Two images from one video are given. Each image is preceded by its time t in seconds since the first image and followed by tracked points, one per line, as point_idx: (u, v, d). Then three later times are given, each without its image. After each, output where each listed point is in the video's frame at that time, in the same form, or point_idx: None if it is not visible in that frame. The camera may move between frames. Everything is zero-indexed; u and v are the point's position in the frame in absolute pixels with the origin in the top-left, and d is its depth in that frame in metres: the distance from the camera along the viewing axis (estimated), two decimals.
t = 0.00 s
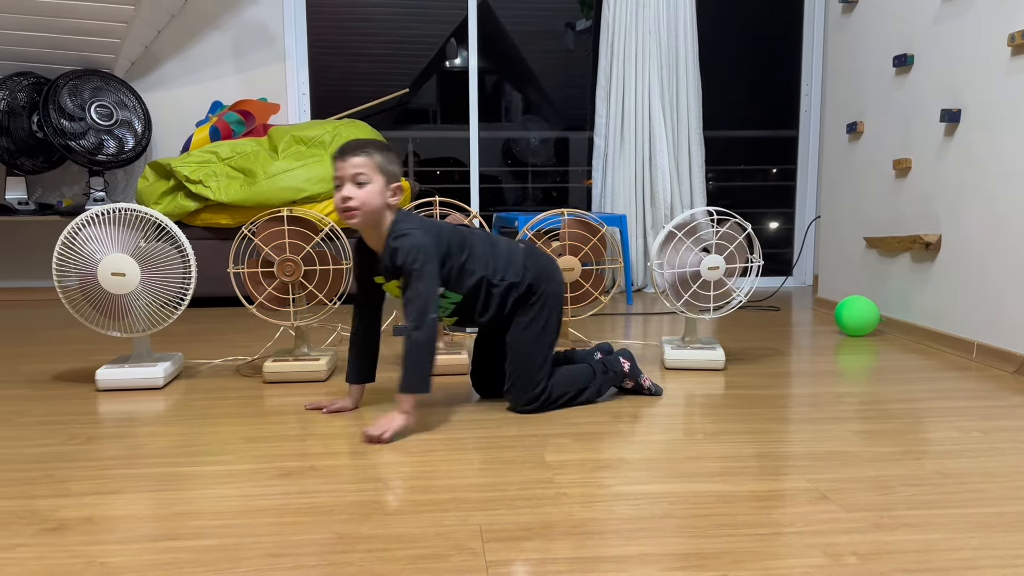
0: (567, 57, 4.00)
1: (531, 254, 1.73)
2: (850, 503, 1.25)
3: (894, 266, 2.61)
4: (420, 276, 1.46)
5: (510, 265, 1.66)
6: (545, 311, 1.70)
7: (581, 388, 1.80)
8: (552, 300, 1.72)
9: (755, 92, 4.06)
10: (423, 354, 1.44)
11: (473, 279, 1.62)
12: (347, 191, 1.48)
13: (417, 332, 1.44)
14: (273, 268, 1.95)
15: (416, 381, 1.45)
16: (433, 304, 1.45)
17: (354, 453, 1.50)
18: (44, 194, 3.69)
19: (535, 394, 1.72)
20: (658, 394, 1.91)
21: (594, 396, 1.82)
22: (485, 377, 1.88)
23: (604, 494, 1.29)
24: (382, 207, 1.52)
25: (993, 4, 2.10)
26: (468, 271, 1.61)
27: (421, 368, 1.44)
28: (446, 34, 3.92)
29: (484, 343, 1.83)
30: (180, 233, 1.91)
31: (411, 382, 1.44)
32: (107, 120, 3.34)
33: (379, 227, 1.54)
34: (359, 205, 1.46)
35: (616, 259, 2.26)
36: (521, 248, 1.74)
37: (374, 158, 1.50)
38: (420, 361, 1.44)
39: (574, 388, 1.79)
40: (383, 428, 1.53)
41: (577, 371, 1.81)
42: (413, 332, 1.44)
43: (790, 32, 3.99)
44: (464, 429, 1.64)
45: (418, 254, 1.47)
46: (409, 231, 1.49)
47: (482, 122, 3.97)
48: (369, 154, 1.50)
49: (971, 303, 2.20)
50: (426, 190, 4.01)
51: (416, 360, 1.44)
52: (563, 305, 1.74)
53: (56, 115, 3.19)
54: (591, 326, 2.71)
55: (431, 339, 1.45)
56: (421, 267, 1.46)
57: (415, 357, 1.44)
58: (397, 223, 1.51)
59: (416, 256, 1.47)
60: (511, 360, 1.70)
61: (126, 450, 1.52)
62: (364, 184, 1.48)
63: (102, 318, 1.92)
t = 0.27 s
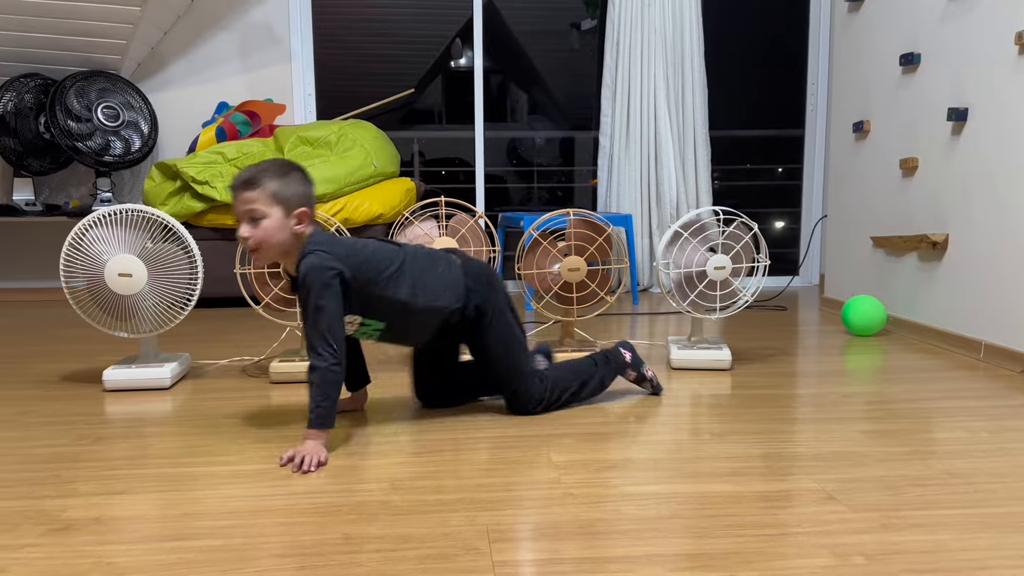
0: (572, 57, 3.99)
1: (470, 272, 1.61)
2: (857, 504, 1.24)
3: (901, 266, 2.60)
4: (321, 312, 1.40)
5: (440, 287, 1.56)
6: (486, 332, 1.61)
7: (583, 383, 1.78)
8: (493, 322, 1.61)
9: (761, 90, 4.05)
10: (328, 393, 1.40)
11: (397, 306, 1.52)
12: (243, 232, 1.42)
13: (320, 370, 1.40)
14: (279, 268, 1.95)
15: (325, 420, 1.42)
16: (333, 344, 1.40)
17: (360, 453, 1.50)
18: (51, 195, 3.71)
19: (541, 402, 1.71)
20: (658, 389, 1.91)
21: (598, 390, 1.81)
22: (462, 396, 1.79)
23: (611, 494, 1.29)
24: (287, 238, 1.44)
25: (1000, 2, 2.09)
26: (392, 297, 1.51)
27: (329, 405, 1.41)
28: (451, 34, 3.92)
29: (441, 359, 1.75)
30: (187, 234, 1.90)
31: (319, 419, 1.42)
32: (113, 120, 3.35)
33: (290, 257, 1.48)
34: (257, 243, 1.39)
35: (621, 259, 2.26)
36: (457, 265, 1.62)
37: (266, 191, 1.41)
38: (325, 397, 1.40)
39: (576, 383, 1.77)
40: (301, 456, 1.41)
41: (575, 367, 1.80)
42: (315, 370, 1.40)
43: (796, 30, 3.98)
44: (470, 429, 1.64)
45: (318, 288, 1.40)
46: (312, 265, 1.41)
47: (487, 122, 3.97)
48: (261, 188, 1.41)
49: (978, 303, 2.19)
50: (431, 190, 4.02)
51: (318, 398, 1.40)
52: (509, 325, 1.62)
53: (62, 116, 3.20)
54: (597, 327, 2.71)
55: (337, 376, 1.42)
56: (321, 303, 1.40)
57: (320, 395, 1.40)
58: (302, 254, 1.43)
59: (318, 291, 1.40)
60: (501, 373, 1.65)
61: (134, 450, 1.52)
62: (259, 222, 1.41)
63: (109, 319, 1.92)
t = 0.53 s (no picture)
0: (579, 57, 3.99)
1: (421, 274, 1.58)
2: (867, 505, 1.24)
3: (910, 266, 2.59)
4: (287, 315, 1.34)
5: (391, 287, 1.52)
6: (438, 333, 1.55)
7: (518, 389, 1.67)
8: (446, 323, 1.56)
9: (769, 89, 4.04)
10: (314, 395, 1.37)
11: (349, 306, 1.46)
12: (181, 247, 1.33)
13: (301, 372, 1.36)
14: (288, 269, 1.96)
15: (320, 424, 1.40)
16: (307, 344, 1.35)
17: (369, 454, 1.50)
18: (60, 196, 3.72)
19: (474, 416, 1.58)
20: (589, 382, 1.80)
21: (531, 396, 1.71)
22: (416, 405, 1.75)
23: (619, 495, 1.29)
24: (229, 244, 1.35)
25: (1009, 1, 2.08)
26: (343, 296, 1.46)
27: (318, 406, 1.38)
28: (458, 34, 3.92)
29: (382, 367, 1.69)
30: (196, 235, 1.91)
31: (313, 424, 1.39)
32: (122, 122, 3.37)
33: (236, 263, 1.40)
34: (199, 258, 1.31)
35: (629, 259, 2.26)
36: (408, 264, 1.59)
37: (193, 199, 1.30)
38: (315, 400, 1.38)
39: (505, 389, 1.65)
40: (310, 457, 1.41)
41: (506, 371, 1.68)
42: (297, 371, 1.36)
43: (804, 30, 3.97)
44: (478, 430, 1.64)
45: (278, 290, 1.34)
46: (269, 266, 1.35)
47: (494, 122, 3.97)
48: (188, 197, 1.30)
49: (988, 303, 2.18)
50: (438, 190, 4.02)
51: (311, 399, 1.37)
52: (457, 327, 1.57)
53: (71, 117, 3.22)
54: (604, 327, 2.71)
55: (316, 379, 1.37)
56: (285, 305, 1.34)
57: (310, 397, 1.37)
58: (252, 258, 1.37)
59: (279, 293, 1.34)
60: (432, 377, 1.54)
61: (144, 451, 1.53)
62: (195, 233, 1.31)
63: (119, 319, 1.93)
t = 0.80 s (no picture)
0: (585, 56, 3.99)
1: (340, 277, 1.50)
2: (875, 505, 1.24)
3: (918, 266, 2.58)
4: (227, 346, 1.28)
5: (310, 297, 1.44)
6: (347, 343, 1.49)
7: (366, 419, 1.56)
8: (364, 326, 1.50)
9: (777, 88, 4.03)
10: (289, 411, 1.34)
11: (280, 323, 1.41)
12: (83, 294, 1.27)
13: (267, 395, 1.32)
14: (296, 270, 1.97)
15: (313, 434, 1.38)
16: (262, 366, 1.30)
17: (377, 454, 1.50)
18: (68, 197, 3.73)
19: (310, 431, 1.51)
20: (466, 418, 1.71)
21: (382, 430, 1.60)
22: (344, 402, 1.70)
23: (627, 496, 1.29)
24: (129, 283, 1.29)
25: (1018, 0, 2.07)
26: (271, 312, 1.39)
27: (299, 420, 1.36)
28: (464, 35, 3.92)
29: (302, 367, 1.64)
30: (204, 236, 1.92)
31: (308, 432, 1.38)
32: (130, 122, 3.38)
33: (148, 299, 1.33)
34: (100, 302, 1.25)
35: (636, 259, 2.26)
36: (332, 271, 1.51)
37: (80, 247, 1.23)
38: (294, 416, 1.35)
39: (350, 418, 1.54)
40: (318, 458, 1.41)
41: (362, 397, 1.57)
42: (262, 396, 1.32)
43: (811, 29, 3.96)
44: (486, 431, 1.64)
45: (208, 325, 1.28)
46: (194, 302, 1.28)
47: (501, 122, 3.99)
48: (73, 246, 1.23)
49: (997, 303, 2.17)
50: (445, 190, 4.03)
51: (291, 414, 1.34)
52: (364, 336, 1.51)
53: (80, 118, 3.23)
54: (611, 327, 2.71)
55: (283, 398, 1.33)
56: (220, 340, 1.28)
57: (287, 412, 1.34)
58: (172, 291, 1.30)
59: (212, 326, 1.28)
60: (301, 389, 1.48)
61: (153, 451, 1.53)
62: (91, 280, 1.25)
63: (127, 319, 1.92)
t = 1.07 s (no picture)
0: (591, 56, 3.98)
1: (287, 305, 1.50)
2: (881, 505, 1.23)
3: (924, 264, 2.57)
4: (155, 338, 1.18)
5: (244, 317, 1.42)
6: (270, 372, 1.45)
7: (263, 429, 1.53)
8: (299, 358, 1.48)
9: (783, 86, 4.02)
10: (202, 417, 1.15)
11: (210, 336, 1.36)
12: (32, 284, 1.20)
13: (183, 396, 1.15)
14: (301, 269, 1.97)
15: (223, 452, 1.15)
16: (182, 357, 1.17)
17: (382, 452, 1.51)
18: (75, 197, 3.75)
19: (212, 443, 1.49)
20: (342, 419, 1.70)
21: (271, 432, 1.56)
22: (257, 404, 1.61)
23: (632, 495, 1.29)
24: (87, 272, 1.24)
25: None
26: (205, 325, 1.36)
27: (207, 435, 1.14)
28: (469, 34, 3.92)
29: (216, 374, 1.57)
30: (209, 236, 1.92)
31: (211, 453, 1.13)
32: (136, 122, 3.39)
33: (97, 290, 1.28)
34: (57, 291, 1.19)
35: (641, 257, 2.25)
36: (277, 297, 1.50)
37: (39, 232, 1.17)
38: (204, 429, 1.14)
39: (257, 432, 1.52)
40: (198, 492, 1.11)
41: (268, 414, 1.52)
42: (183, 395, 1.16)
43: (817, 27, 3.95)
44: (490, 430, 1.64)
45: (138, 318, 1.19)
46: (128, 294, 1.21)
47: (506, 121, 3.97)
48: (30, 231, 1.16)
49: (1004, 302, 2.16)
50: (449, 190, 4.03)
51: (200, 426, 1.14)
52: (301, 368, 1.49)
53: (86, 118, 3.24)
54: (617, 327, 2.71)
55: (201, 398, 1.16)
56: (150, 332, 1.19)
57: (198, 421, 1.15)
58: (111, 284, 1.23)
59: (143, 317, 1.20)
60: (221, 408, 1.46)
61: (157, 451, 1.53)
62: (47, 267, 1.19)
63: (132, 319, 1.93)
